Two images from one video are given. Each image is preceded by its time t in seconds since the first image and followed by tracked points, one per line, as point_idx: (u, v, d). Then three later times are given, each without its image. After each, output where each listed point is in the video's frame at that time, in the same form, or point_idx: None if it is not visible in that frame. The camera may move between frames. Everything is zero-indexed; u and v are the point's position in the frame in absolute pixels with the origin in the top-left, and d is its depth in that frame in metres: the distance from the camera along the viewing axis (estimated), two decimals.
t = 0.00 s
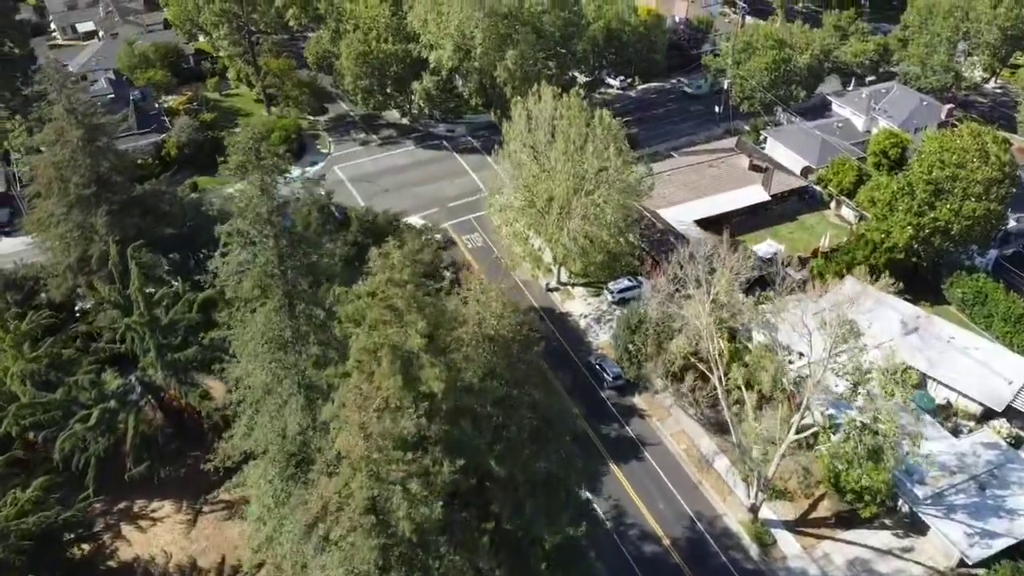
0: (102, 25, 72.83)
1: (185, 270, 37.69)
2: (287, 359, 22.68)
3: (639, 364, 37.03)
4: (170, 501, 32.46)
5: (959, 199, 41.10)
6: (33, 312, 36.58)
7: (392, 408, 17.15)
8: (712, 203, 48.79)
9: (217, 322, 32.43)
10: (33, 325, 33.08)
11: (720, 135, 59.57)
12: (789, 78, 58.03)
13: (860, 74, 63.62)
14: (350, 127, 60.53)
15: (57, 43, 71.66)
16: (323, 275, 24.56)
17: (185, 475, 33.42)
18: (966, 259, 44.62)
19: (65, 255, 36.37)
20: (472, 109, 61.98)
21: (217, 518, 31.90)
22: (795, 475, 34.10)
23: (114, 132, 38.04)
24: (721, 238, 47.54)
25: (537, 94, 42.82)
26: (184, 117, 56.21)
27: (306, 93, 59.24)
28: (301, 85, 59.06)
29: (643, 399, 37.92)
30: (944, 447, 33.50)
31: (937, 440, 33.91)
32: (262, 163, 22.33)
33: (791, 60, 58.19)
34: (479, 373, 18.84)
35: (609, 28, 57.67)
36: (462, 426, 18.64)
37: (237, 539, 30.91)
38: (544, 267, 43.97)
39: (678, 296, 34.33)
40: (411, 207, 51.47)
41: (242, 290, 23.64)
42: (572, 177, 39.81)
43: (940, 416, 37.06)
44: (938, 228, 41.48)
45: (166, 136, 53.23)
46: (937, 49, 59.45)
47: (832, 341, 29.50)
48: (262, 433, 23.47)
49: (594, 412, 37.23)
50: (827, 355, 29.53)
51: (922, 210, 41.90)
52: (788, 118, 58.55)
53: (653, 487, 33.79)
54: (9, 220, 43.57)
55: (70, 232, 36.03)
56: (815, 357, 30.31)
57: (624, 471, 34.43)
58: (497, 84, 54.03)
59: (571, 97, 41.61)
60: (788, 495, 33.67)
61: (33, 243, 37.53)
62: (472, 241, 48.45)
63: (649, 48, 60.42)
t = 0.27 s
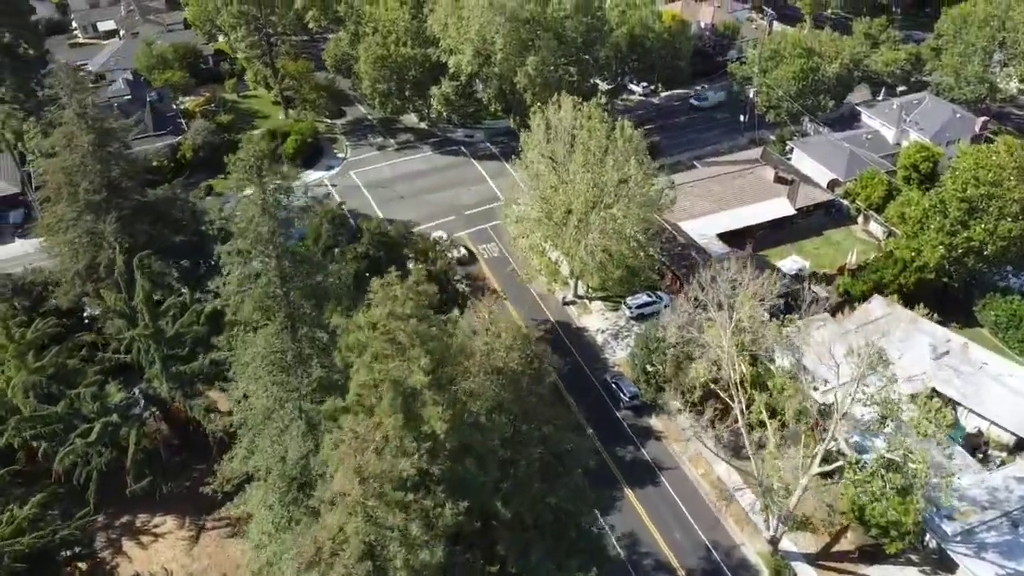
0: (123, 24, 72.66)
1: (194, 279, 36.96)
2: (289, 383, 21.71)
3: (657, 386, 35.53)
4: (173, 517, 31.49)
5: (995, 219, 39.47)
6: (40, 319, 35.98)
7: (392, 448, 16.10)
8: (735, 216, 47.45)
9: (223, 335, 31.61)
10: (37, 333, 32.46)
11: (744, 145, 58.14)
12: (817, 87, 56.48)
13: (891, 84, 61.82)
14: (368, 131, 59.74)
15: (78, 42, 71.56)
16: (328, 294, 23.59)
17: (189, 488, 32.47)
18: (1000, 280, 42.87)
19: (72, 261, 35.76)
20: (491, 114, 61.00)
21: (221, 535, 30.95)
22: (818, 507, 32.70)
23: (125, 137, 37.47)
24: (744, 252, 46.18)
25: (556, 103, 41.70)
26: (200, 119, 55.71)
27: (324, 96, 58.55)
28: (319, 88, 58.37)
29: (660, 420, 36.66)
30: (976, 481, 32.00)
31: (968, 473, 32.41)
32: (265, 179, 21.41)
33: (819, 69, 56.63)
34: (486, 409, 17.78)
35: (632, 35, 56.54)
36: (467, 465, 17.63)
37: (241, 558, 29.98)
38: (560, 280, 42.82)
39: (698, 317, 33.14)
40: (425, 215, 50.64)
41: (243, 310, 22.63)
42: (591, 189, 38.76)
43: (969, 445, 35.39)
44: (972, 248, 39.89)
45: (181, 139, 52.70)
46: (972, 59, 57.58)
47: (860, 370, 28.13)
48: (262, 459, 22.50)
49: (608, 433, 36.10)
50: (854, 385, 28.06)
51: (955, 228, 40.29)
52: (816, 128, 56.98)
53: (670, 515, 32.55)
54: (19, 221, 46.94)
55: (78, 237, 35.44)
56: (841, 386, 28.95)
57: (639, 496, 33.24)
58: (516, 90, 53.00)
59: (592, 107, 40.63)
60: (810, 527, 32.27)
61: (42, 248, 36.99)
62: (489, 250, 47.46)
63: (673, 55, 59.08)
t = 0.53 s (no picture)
0: (144, 24, 72.49)
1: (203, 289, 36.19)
2: (289, 410, 20.68)
3: (675, 410, 33.71)
4: (174, 533, 30.52)
5: None
6: (46, 326, 35.39)
7: (392, 494, 15.18)
8: (759, 231, 46.05)
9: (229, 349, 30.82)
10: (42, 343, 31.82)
11: (770, 156, 56.60)
12: (847, 98, 54.82)
13: (923, 94, 59.95)
14: (385, 136, 58.97)
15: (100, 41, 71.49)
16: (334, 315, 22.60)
17: (192, 504, 31.46)
18: None
19: (80, 267, 35.16)
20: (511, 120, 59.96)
21: (222, 554, 29.84)
22: (844, 545, 31.20)
23: (137, 142, 36.82)
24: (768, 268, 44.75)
25: (577, 113, 40.55)
26: (217, 121, 55.19)
27: (341, 100, 57.79)
28: (337, 91, 57.61)
29: (677, 444, 35.37)
30: (1010, 520, 30.36)
31: (1004, 511, 30.73)
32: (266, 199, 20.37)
33: (849, 79, 54.99)
34: (494, 449, 16.80)
35: (656, 41, 55.38)
36: (472, 509, 16.58)
37: None
38: (577, 294, 41.59)
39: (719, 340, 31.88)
40: (440, 224, 49.67)
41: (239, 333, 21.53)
42: (610, 204, 37.62)
43: (1002, 479, 33.57)
44: (1006, 270, 38.38)
45: (197, 142, 52.20)
46: (1009, 70, 55.60)
47: (889, 404, 26.76)
48: (260, 487, 21.46)
49: (624, 456, 34.89)
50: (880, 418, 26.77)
51: (990, 250, 38.67)
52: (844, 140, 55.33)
53: (686, 546, 31.20)
54: (32, 224, 47.46)
55: (86, 245, 34.82)
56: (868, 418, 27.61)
57: (654, 524, 31.97)
58: (536, 97, 51.90)
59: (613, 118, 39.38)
60: (835, 564, 30.72)
61: (50, 254, 36.44)
62: (505, 260, 46.41)
63: (698, 63, 57.68)
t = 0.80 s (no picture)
0: (165, 24, 72.22)
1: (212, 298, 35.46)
2: (287, 440, 19.60)
3: (695, 437, 32.20)
4: (175, 551, 29.44)
5: None
6: (53, 334, 34.81)
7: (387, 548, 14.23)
8: (785, 246, 44.60)
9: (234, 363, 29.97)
10: (46, 354, 31.14)
11: (796, 167, 55.01)
12: (878, 109, 53.10)
13: (957, 107, 58.15)
14: (403, 141, 58.17)
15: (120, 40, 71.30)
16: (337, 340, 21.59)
17: (195, 519, 30.36)
18: None
19: (88, 275, 34.50)
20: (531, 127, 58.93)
21: None
22: None
23: (148, 148, 36.15)
24: (792, 286, 43.36)
25: (598, 123, 39.41)
26: (233, 124, 54.65)
27: (359, 104, 56.98)
28: (355, 95, 56.80)
29: (696, 469, 34.04)
30: None
31: None
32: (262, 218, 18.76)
33: (880, 90, 53.32)
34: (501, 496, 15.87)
35: (682, 48, 54.00)
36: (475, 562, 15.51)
37: None
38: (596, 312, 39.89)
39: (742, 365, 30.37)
40: (455, 233, 48.64)
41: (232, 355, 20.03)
42: (630, 219, 36.29)
43: None
44: None
45: (213, 145, 51.71)
46: None
47: (923, 440, 25.21)
48: (257, 517, 20.31)
49: (639, 481, 33.61)
50: (913, 455, 25.16)
51: None
52: (875, 153, 53.68)
53: None
54: (45, 226, 47.32)
55: (94, 253, 34.13)
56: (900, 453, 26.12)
57: (670, 556, 30.64)
58: (557, 105, 50.75)
59: (635, 130, 38.06)
60: None
61: (58, 260, 35.82)
62: (521, 272, 45.40)
63: (725, 71, 56.22)
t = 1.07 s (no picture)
0: (186, 24, 71.84)
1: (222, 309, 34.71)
2: (283, 474, 18.59)
3: (714, 468, 30.80)
4: (175, 572, 28.73)
5: None
6: (59, 343, 34.16)
7: None
8: (812, 264, 43.00)
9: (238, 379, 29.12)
10: (47, 365, 30.40)
11: (824, 180, 53.33)
12: (910, 122, 51.31)
13: (993, 119, 56.15)
14: (421, 146, 57.21)
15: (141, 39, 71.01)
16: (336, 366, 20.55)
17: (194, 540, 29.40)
18: None
19: (95, 283, 33.83)
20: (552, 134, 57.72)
21: None
22: None
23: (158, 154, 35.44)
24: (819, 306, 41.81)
25: (619, 135, 38.16)
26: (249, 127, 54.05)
27: (377, 108, 56.12)
28: (373, 100, 55.93)
29: (715, 499, 32.65)
30: None
31: None
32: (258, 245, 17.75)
33: (914, 101, 51.52)
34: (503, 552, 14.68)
35: (708, 56, 52.52)
36: None
37: None
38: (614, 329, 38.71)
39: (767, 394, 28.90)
40: (471, 243, 47.52)
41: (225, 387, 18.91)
42: (651, 236, 34.92)
43: None
44: None
45: (228, 148, 51.16)
46: None
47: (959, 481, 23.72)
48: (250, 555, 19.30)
49: (656, 510, 32.28)
50: (949, 498, 23.60)
51: None
52: (906, 166, 51.90)
53: None
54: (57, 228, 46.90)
55: (101, 261, 33.45)
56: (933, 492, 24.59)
57: None
58: (578, 113, 49.57)
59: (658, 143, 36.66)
60: None
61: (66, 266, 35.22)
62: (538, 286, 44.20)
63: (751, 80, 54.65)
